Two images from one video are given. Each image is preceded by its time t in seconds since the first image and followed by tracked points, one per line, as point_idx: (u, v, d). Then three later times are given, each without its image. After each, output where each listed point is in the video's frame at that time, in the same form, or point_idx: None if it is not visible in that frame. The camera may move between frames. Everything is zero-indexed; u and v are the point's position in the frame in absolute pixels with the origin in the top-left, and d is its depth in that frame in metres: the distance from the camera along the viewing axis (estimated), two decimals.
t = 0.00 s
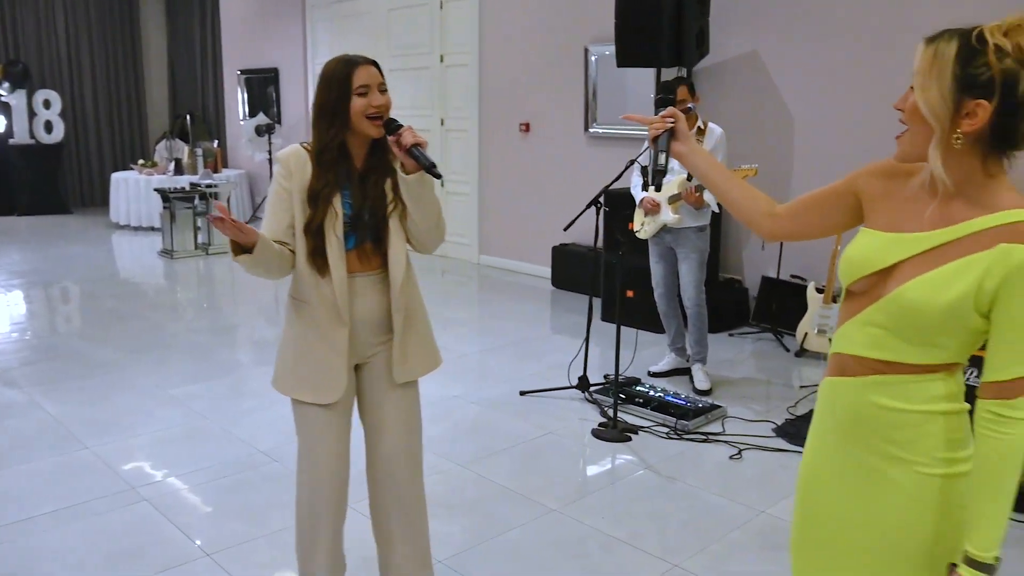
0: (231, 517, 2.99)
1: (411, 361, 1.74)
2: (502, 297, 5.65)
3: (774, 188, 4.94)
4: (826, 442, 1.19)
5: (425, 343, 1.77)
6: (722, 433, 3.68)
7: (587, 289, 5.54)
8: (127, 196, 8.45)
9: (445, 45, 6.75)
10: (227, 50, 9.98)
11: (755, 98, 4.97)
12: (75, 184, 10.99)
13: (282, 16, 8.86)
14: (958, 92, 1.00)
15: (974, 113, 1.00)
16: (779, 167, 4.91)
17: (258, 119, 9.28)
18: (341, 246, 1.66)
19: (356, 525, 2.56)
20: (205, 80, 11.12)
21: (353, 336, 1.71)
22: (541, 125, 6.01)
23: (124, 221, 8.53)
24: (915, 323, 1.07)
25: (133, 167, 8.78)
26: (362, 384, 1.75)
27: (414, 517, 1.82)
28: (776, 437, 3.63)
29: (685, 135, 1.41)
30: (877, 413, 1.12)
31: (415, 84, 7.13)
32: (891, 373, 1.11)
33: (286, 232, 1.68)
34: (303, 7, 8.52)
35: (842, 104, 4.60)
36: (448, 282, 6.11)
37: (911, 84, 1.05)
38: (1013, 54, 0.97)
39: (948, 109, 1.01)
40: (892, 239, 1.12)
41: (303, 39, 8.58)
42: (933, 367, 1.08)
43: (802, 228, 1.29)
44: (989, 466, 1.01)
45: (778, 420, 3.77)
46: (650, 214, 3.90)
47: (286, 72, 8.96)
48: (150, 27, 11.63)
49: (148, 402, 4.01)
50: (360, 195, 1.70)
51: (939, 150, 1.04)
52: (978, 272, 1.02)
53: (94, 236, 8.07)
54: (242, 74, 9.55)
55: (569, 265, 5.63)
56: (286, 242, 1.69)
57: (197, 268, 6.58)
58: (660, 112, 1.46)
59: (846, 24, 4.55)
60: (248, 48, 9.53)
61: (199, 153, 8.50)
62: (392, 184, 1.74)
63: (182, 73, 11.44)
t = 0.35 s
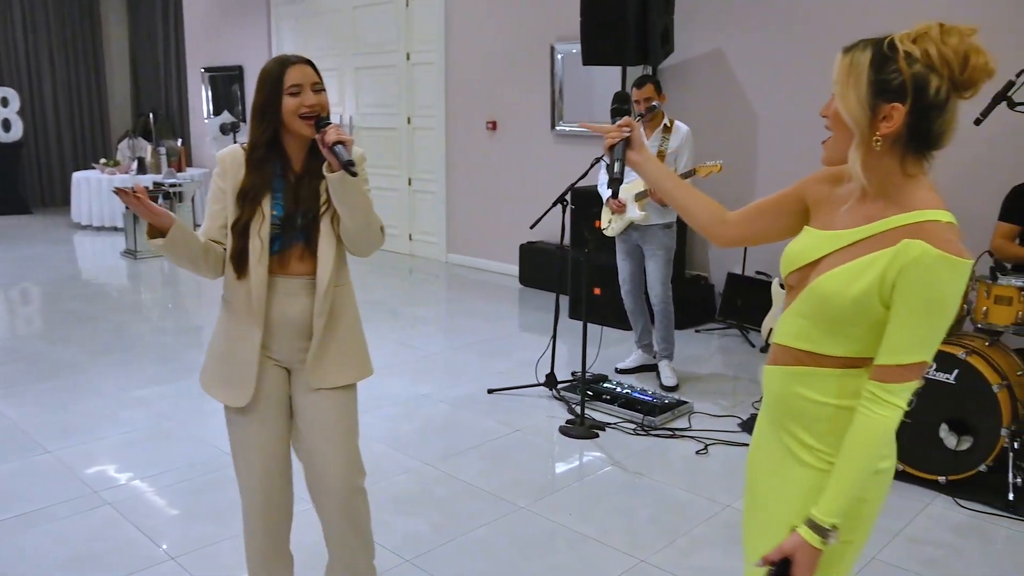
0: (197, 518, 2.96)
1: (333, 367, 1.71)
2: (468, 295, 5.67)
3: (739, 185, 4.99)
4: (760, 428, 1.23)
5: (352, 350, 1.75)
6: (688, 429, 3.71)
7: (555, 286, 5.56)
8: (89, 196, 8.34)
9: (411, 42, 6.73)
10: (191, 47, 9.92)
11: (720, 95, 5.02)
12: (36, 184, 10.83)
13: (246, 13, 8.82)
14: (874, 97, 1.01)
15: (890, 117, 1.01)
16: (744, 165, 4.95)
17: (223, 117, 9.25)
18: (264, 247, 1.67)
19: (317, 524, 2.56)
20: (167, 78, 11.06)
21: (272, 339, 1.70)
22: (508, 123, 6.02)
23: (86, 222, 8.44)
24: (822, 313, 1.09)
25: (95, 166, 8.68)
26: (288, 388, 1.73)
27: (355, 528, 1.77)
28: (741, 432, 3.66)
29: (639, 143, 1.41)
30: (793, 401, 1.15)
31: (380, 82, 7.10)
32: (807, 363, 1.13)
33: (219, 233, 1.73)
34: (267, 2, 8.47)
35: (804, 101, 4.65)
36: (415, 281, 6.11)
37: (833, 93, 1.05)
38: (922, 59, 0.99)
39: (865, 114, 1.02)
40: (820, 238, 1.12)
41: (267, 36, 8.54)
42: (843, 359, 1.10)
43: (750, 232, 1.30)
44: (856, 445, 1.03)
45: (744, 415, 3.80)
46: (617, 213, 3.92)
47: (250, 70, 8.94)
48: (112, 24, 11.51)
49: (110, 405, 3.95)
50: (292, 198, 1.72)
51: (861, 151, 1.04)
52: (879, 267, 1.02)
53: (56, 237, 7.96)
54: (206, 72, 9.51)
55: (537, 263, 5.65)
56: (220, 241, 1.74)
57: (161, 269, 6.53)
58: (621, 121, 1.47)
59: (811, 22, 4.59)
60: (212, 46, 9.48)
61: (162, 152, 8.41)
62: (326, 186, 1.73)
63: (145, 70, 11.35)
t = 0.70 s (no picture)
0: (173, 523, 2.93)
1: (299, 371, 1.70)
2: (444, 296, 5.68)
3: (713, 186, 5.03)
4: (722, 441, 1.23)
5: (318, 357, 1.73)
6: (664, 428, 3.73)
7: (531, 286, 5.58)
8: (59, 198, 8.24)
9: (385, 43, 6.72)
10: (163, 47, 9.84)
11: (694, 96, 5.06)
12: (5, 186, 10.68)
13: (219, 14, 8.76)
14: (810, 89, 1.03)
15: (827, 110, 1.03)
16: (718, 166, 5.00)
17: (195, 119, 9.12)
18: (221, 245, 1.68)
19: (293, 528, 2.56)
20: (139, 79, 10.96)
21: (236, 341, 1.71)
22: (483, 124, 6.03)
23: (57, 224, 8.34)
24: (759, 304, 1.10)
25: (66, 168, 8.56)
26: (257, 392, 1.74)
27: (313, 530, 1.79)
28: (716, 431, 3.69)
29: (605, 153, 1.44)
30: (739, 400, 1.15)
31: (355, 83, 7.08)
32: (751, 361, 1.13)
33: (184, 230, 1.76)
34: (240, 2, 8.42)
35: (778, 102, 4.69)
36: (390, 282, 6.10)
37: (772, 86, 1.07)
38: (858, 55, 1.01)
39: (801, 106, 1.04)
40: (765, 234, 1.14)
41: (241, 37, 8.49)
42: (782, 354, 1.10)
43: (713, 242, 1.31)
44: (770, 415, 1.04)
45: (719, 414, 3.84)
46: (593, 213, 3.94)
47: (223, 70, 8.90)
48: (82, 24, 11.37)
49: (82, 410, 3.91)
50: (250, 197, 1.70)
51: (797, 142, 1.07)
52: (807, 254, 1.04)
53: (26, 239, 7.86)
54: (179, 73, 9.43)
55: (513, 263, 5.67)
56: (185, 239, 1.77)
57: (134, 272, 6.48)
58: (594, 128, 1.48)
59: (784, 24, 4.63)
60: (184, 46, 9.40)
61: (134, 154, 8.33)
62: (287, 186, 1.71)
63: (115, 70, 11.23)
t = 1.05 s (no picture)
0: (158, 535, 2.91)
1: (282, 388, 1.69)
2: (431, 305, 5.68)
3: (699, 195, 5.06)
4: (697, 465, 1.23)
5: (305, 375, 1.71)
6: (651, 436, 3.74)
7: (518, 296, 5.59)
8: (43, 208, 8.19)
9: (371, 52, 6.72)
10: (148, 56, 9.82)
11: (679, 105, 5.10)
12: None
13: (205, 23, 8.75)
14: (767, 89, 1.03)
15: (780, 112, 1.03)
16: (703, 175, 5.03)
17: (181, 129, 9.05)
18: (207, 264, 1.70)
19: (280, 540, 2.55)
20: (124, 88, 10.92)
21: (220, 354, 1.72)
22: (470, 133, 6.04)
23: (41, 234, 8.29)
24: (719, 317, 1.10)
25: (50, 177, 8.50)
26: (240, 403, 1.73)
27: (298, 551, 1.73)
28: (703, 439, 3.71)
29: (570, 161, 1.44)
30: (708, 419, 1.15)
31: (341, 92, 7.09)
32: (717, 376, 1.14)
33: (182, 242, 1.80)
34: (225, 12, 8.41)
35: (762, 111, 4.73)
36: (377, 291, 6.09)
37: (731, 83, 1.08)
38: (819, 60, 1.01)
39: (756, 106, 1.04)
40: (725, 243, 1.15)
41: (227, 46, 8.48)
42: (746, 367, 1.10)
43: (680, 252, 1.32)
44: (746, 438, 1.03)
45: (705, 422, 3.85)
46: (580, 222, 3.94)
47: (208, 80, 8.88)
48: (66, 33, 11.33)
49: (66, 422, 3.88)
50: (239, 216, 1.72)
51: (747, 142, 1.07)
52: (761, 260, 1.04)
53: (10, 250, 7.80)
54: (164, 82, 9.39)
55: (500, 272, 5.68)
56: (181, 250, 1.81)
57: (119, 282, 6.44)
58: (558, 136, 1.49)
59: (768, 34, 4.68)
60: (170, 55, 9.38)
61: (119, 163, 8.29)
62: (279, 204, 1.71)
63: (100, 79, 11.20)
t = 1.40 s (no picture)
0: (150, 544, 2.89)
1: (291, 396, 1.68)
2: (424, 312, 5.68)
3: (691, 202, 5.08)
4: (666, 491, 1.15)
5: (316, 383, 1.70)
6: (643, 443, 3.74)
7: (511, 303, 5.60)
8: (35, 215, 8.16)
9: (364, 60, 6.73)
10: (141, 63, 9.80)
11: (671, 114, 5.12)
12: None
13: (198, 31, 8.76)
14: (718, 106, 0.99)
15: (734, 129, 0.99)
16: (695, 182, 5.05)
17: (173, 136, 8.78)
18: (221, 273, 1.73)
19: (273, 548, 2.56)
20: (117, 96, 10.91)
21: (237, 360, 1.74)
22: (463, 140, 6.05)
23: (33, 241, 8.27)
24: (695, 338, 1.04)
25: (41, 185, 8.47)
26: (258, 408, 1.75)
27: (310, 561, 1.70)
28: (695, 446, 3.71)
29: (531, 188, 1.43)
30: (682, 445, 1.08)
31: (334, 100, 7.09)
32: (693, 399, 1.07)
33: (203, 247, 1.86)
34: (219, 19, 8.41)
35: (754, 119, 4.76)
36: (370, 298, 6.10)
37: (683, 97, 1.03)
38: (767, 70, 0.96)
39: (707, 124, 1.00)
40: (691, 263, 1.09)
41: (220, 53, 8.48)
42: (724, 391, 1.04)
43: (645, 282, 1.28)
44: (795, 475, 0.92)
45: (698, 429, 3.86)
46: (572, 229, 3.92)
47: (202, 87, 8.88)
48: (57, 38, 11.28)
49: (58, 430, 3.86)
50: (251, 225, 1.74)
51: (705, 163, 1.03)
52: (740, 283, 0.98)
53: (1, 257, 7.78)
54: (156, 89, 9.36)
55: (492, 279, 5.69)
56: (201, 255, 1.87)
57: (111, 289, 6.43)
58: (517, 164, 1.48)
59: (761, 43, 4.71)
60: (163, 63, 9.37)
61: (111, 171, 8.27)
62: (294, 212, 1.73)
63: (93, 86, 11.18)
